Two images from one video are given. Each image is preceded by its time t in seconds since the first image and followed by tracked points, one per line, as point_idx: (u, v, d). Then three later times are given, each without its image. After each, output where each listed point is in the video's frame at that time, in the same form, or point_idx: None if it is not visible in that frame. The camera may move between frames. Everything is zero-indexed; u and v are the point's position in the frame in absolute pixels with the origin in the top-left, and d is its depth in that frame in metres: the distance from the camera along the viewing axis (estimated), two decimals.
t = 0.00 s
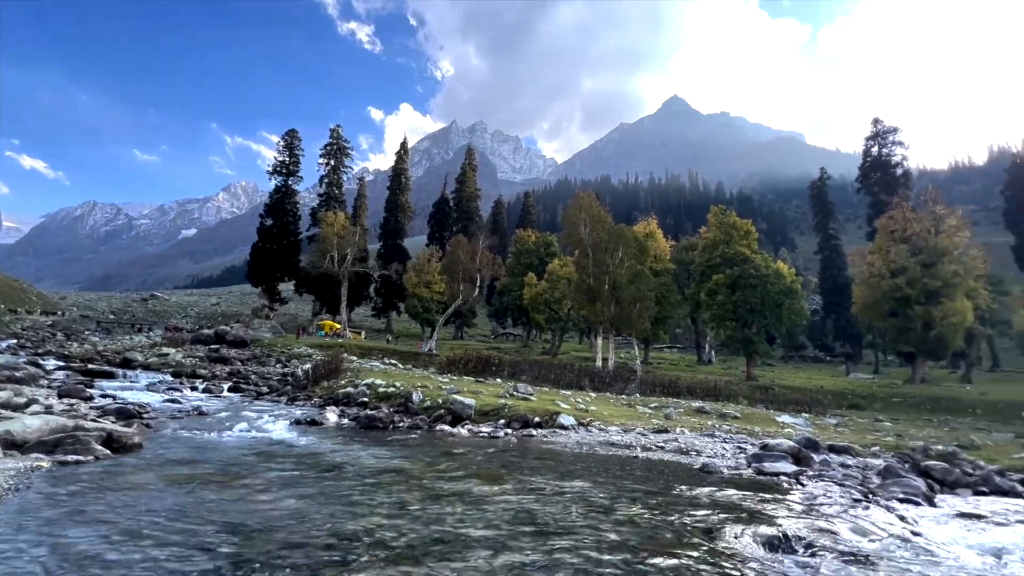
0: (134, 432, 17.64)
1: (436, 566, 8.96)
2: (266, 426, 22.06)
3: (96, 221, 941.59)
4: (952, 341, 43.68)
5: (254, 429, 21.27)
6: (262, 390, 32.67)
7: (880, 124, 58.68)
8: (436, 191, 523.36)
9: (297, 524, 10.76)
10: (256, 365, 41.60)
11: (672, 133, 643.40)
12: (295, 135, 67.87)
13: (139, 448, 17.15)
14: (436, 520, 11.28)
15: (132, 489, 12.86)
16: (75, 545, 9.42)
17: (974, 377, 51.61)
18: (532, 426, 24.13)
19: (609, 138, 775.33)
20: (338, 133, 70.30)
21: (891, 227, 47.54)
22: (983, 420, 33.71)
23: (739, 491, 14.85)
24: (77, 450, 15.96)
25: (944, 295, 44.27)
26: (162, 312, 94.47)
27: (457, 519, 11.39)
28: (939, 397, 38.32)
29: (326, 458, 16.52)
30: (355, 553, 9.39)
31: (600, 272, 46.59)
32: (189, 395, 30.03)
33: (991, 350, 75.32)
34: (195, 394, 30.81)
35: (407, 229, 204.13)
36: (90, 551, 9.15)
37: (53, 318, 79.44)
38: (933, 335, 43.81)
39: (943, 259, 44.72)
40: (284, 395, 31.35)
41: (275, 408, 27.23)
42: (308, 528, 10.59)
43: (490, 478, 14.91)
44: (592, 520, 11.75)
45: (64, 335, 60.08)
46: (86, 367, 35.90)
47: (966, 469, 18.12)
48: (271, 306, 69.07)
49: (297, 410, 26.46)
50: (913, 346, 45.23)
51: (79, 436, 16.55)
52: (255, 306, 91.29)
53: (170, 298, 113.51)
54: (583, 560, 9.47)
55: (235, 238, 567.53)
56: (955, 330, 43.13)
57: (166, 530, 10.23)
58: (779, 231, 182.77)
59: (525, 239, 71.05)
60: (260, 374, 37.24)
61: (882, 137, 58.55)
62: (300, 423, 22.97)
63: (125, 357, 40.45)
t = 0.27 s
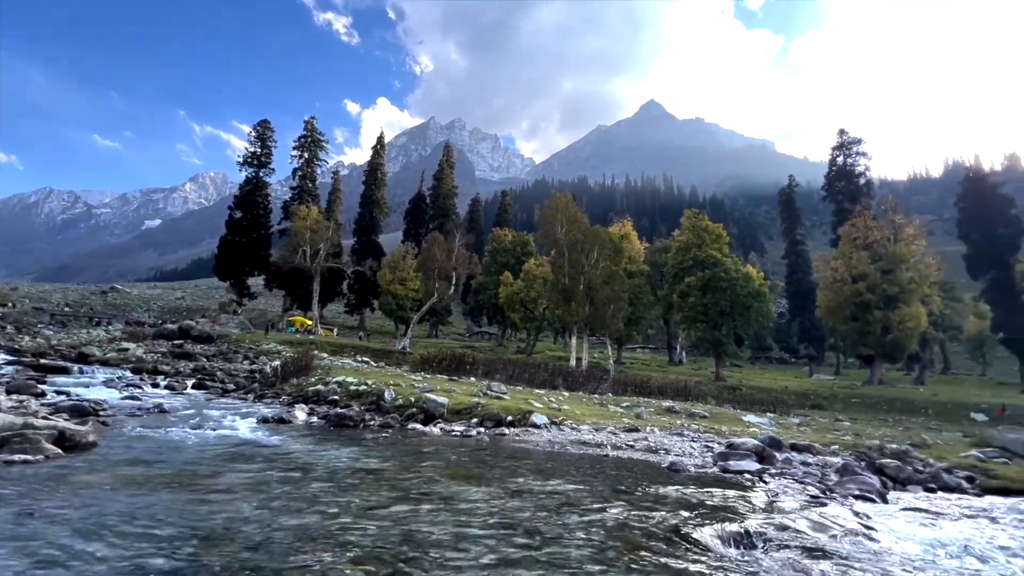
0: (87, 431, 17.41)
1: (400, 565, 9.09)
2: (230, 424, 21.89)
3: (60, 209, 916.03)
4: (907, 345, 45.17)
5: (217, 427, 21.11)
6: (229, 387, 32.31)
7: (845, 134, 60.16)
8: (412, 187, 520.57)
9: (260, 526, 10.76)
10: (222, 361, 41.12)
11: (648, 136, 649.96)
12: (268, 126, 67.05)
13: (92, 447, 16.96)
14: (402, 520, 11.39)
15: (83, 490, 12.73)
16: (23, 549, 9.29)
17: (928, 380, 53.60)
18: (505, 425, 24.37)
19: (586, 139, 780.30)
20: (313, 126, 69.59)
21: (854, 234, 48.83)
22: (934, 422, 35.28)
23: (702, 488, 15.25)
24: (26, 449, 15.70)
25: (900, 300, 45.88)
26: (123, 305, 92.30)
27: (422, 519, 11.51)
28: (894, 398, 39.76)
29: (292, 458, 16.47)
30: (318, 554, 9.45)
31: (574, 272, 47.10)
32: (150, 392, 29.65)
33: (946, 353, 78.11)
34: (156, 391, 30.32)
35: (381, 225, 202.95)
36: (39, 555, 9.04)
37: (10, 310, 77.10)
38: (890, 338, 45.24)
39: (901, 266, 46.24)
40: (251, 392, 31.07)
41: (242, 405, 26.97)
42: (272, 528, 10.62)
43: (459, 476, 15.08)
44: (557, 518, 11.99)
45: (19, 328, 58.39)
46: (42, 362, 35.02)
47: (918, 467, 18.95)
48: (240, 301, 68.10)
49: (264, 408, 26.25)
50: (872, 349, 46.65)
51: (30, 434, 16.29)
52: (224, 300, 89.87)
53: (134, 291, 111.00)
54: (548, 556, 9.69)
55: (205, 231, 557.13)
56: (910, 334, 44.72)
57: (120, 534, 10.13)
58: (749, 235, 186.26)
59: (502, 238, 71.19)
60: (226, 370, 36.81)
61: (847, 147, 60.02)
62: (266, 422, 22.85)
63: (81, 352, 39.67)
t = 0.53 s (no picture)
0: (36, 429, 16.97)
1: (367, 561, 9.16)
2: (191, 422, 21.54)
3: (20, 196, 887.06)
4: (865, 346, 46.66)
5: (175, 425, 20.76)
6: (192, 383, 31.80)
7: (812, 142, 61.52)
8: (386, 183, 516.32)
9: (222, 526, 10.67)
10: (185, 357, 40.36)
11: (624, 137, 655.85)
12: (237, 114, 66.00)
13: (41, 445, 16.53)
14: (370, 518, 11.45)
15: (31, 490, 12.41)
16: None
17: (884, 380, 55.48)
18: (476, 423, 24.56)
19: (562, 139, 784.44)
20: (284, 116, 68.66)
21: (817, 239, 50.05)
22: (887, 420, 36.65)
23: (668, 485, 15.62)
24: None
25: (859, 303, 47.35)
26: (78, 298, 89.57)
27: (391, 516, 11.59)
28: (853, 397, 41.08)
29: (258, 457, 16.33)
30: (284, 553, 9.44)
31: (548, 271, 47.47)
32: (105, 388, 29.02)
33: (901, 354, 80.87)
34: (113, 387, 29.64)
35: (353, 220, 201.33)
36: None
37: None
38: (849, 340, 46.57)
39: (861, 271, 47.65)
40: (215, 389, 30.63)
41: (205, 403, 26.59)
42: (238, 527, 10.57)
43: (429, 475, 15.20)
44: (525, 515, 12.18)
45: None
46: None
47: (872, 463, 19.79)
48: (205, 295, 66.85)
49: (228, 405, 25.91)
50: (832, 350, 47.97)
51: None
52: (188, 293, 88.07)
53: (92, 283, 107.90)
54: (518, 553, 9.86)
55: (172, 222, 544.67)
56: (868, 336, 46.23)
57: (74, 533, 9.94)
58: (719, 237, 189.59)
59: (477, 236, 71.22)
60: (188, 366, 36.17)
61: (813, 155, 61.39)
62: (230, 420, 22.60)
63: (32, 347, 38.55)
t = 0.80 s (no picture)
0: None
1: (335, 556, 9.13)
2: (148, 422, 21.10)
3: None
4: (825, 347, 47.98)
5: (128, 425, 20.29)
6: (151, 380, 31.21)
7: (778, 149, 62.86)
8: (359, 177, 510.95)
9: (183, 520, 10.50)
10: (143, 352, 39.48)
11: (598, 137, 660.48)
12: (202, 100, 64.79)
13: None
14: (337, 514, 11.47)
15: None
16: None
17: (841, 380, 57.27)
18: (447, 420, 24.69)
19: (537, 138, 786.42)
20: (252, 104, 67.62)
21: (782, 242, 51.22)
22: (843, 417, 37.90)
23: (634, 481, 15.95)
24: None
25: (820, 305, 48.73)
26: (29, 289, 86.48)
27: (358, 512, 11.63)
28: (812, 394, 42.30)
29: (219, 457, 16.08)
30: (249, 547, 9.35)
31: (522, 269, 47.71)
32: (57, 385, 28.25)
33: (859, 354, 83.49)
34: (64, 384, 28.81)
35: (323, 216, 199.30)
36: None
37: None
38: (809, 339, 47.83)
39: (822, 273, 49.00)
40: (175, 386, 30.12)
41: (166, 400, 26.10)
42: (202, 523, 10.48)
43: (396, 473, 15.27)
44: (493, 511, 12.34)
45: None
46: None
47: (828, 458, 20.54)
48: (165, 288, 65.35)
49: (189, 403, 25.48)
50: (794, 350, 49.18)
51: None
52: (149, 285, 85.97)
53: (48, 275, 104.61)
54: (485, 548, 10.01)
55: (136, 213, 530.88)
56: (828, 336, 47.63)
57: (24, 529, 9.65)
58: (689, 239, 192.56)
59: (451, 232, 71.17)
60: (146, 362, 35.47)
61: (779, 161, 62.76)
62: (190, 418, 22.26)
63: None
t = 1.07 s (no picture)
0: None
1: (301, 556, 9.18)
2: (103, 420, 20.67)
3: None
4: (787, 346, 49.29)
5: (80, 423, 19.83)
6: (105, 376, 30.47)
7: (746, 153, 64.10)
8: (332, 170, 504.72)
9: (143, 522, 10.39)
10: (98, 347, 38.47)
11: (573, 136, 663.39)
12: (164, 84, 63.30)
13: None
14: (303, 513, 11.47)
15: None
16: None
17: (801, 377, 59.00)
18: (417, 417, 24.76)
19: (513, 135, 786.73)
20: (218, 91, 66.34)
21: (748, 244, 52.29)
22: (802, 414, 39.07)
23: (600, 478, 16.22)
24: None
25: (783, 305, 49.96)
26: None
27: (325, 511, 11.65)
28: (774, 392, 43.38)
29: (179, 456, 15.86)
30: (213, 547, 9.34)
31: (495, 266, 47.71)
32: (5, 382, 27.34)
33: (818, 353, 85.90)
34: (14, 380, 27.97)
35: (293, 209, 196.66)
36: None
37: None
38: (773, 339, 49.05)
39: (785, 275, 50.23)
40: (131, 382, 29.49)
41: (121, 397, 25.52)
42: (164, 524, 10.37)
43: (364, 471, 15.30)
44: (461, 509, 12.47)
45: None
46: None
47: (789, 453, 21.22)
48: (122, 281, 63.70)
49: (146, 401, 24.99)
50: (757, 348, 50.30)
51: None
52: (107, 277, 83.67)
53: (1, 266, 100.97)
54: (453, 545, 10.15)
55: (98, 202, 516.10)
56: (790, 335, 48.92)
57: None
58: (660, 239, 195.00)
59: (424, 228, 70.98)
60: (102, 357, 34.59)
61: (747, 165, 64.01)
62: (148, 415, 21.87)
63: None
